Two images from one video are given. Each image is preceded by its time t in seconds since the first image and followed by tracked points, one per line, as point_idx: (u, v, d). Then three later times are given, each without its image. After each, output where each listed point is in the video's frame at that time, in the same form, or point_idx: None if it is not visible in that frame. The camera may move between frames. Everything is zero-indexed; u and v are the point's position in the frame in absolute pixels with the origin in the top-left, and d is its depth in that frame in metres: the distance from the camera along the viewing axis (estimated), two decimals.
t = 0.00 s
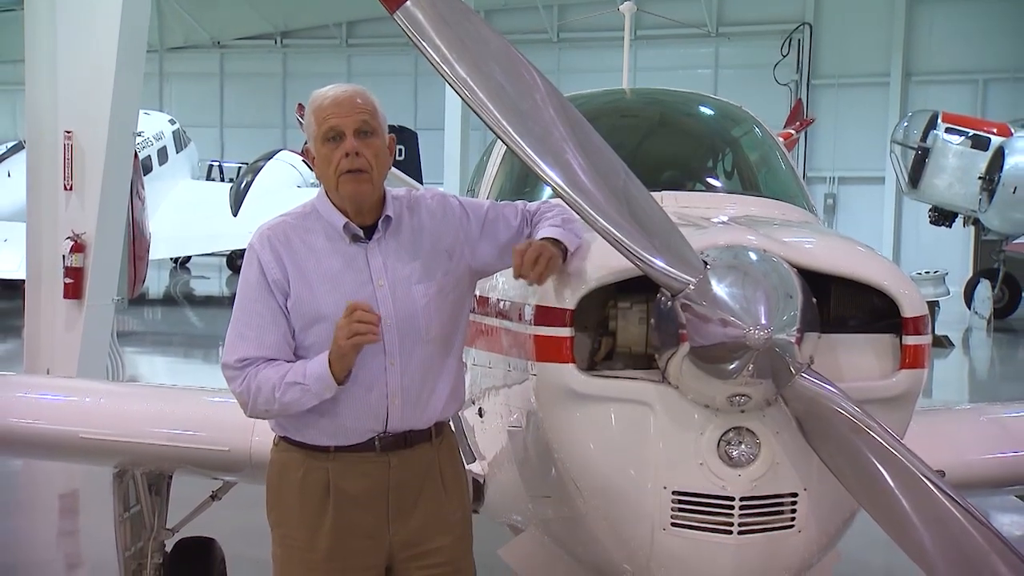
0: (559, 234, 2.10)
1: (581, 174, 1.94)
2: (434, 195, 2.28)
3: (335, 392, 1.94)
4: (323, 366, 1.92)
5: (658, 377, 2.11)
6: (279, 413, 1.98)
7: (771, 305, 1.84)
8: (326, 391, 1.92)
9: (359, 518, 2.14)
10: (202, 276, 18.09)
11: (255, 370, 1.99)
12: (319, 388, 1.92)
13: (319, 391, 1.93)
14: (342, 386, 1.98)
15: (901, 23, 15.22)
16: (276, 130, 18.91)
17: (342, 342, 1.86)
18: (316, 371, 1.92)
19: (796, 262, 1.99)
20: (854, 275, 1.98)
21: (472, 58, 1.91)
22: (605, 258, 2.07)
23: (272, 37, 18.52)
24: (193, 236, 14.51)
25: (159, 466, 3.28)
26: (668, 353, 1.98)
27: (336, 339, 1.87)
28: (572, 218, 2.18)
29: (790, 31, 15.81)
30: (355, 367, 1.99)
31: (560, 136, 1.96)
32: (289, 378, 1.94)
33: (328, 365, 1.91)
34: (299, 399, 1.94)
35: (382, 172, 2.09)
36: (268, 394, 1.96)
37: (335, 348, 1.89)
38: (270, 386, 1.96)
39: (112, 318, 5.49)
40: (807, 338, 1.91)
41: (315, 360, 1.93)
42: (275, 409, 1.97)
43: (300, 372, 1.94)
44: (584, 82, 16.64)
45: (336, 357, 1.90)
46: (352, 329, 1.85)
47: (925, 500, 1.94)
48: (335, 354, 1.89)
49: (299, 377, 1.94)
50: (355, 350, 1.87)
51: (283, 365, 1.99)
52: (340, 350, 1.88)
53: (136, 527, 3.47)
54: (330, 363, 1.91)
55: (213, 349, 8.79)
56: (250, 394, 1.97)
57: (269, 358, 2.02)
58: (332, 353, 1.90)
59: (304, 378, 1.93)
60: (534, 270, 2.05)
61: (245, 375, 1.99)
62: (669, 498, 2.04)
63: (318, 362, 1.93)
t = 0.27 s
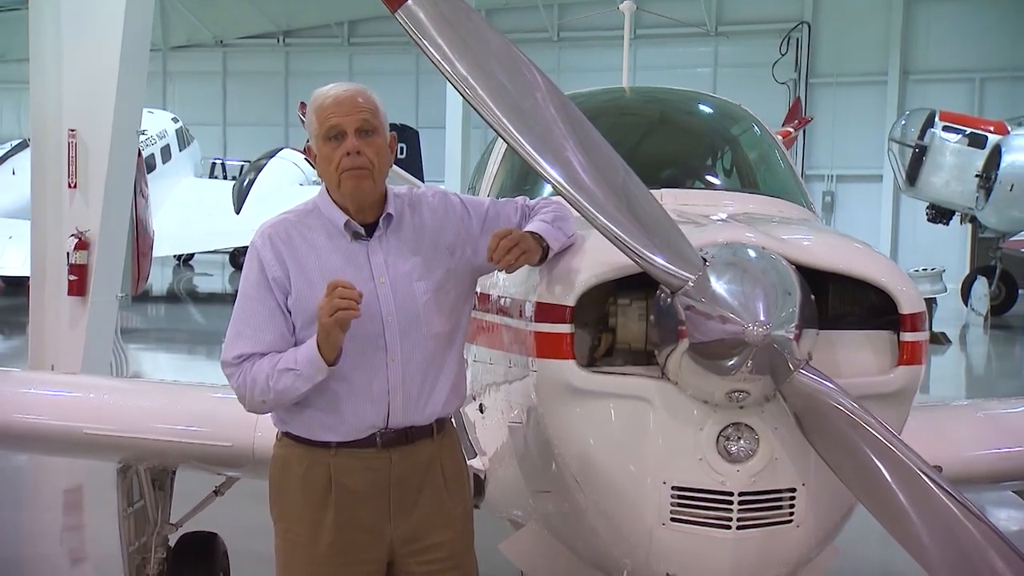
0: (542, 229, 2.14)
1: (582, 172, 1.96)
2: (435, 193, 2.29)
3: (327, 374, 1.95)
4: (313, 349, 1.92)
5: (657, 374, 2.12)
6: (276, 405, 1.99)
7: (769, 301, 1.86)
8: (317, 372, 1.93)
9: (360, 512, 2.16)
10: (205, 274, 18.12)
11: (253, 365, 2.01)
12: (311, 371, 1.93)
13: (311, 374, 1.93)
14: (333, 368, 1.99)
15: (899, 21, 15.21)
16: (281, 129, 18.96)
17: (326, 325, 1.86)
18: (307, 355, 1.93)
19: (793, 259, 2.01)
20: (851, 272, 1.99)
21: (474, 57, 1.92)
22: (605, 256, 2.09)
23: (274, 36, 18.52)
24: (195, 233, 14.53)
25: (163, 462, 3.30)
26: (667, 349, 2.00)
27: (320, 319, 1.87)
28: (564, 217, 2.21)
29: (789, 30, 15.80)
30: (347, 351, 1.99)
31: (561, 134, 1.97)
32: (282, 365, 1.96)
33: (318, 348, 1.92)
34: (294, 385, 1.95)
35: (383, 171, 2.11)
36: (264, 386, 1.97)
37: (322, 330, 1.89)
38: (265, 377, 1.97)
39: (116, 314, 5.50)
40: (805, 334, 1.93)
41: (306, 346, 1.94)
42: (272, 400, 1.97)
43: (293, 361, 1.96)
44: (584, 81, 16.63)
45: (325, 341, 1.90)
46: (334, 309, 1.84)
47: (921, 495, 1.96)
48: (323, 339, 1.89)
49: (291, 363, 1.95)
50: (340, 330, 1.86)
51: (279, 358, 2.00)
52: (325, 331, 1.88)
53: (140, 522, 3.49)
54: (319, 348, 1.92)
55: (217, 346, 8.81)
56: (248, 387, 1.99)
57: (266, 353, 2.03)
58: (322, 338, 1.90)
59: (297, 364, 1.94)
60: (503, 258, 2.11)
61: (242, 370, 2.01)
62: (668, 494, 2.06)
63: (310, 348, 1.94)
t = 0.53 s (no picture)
0: (545, 232, 2.15)
1: (582, 170, 1.98)
2: (437, 190, 2.31)
3: (326, 387, 1.96)
4: (315, 362, 1.94)
5: (657, 370, 2.14)
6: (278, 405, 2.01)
7: (768, 299, 1.87)
8: (317, 385, 1.94)
9: (362, 508, 2.18)
10: (207, 271, 18.14)
11: (255, 364, 2.02)
12: (311, 384, 1.94)
13: (311, 387, 1.94)
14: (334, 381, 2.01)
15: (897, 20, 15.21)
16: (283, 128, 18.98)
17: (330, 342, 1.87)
18: (309, 368, 1.94)
19: (791, 257, 2.02)
20: (848, 270, 2.01)
21: (475, 56, 1.94)
22: (605, 254, 2.11)
23: (276, 35, 18.53)
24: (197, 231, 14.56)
25: (166, 457, 3.32)
26: (666, 347, 2.01)
27: (324, 338, 1.88)
28: (565, 218, 2.22)
29: (787, 29, 15.81)
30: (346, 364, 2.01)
31: (561, 132, 1.99)
32: (283, 374, 1.97)
33: (319, 362, 1.93)
34: (294, 395, 1.96)
35: (386, 170, 2.12)
36: (265, 387, 1.99)
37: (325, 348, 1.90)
38: (267, 378, 1.99)
39: (120, 310, 5.53)
40: (804, 332, 1.94)
41: (307, 355, 1.96)
42: (273, 405, 1.99)
43: (294, 366, 1.97)
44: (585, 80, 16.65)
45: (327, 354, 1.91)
46: (336, 326, 1.85)
47: (918, 492, 1.98)
48: (325, 354, 1.91)
49: (292, 373, 1.96)
50: (341, 348, 1.87)
51: (281, 358, 2.02)
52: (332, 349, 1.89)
53: (145, 517, 3.51)
54: (321, 361, 1.93)
55: (221, 343, 8.82)
56: (251, 387, 2.01)
57: (269, 351, 2.05)
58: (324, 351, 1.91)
59: (298, 374, 1.95)
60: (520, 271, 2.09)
61: (246, 369, 2.03)
62: (668, 489, 2.08)
63: (311, 355, 1.95)
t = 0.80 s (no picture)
0: (547, 232, 2.16)
1: (582, 167, 2.00)
2: (438, 187, 2.33)
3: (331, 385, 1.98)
4: (319, 361, 1.95)
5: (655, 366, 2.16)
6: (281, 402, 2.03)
7: (767, 295, 1.88)
8: (323, 384, 1.96)
9: (364, 502, 2.20)
10: (210, 268, 18.17)
11: (259, 361, 2.04)
12: (316, 382, 1.96)
13: (316, 385, 1.96)
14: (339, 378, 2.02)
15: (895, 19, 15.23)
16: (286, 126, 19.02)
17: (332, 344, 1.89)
18: (313, 366, 1.96)
19: (790, 253, 2.04)
20: (845, 266, 2.02)
21: (475, 55, 1.95)
22: (605, 252, 2.12)
23: (279, 34, 18.55)
24: (197, 228, 14.59)
25: (170, 452, 3.34)
26: (666, 343, 2.02)
27: (329, 340, 1.89)
28: (566, 217, 2.24)
29: (785, 28, 15.83)
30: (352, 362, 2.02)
31: (561, 130, 2.01)
32: (288, 372, 1.99)
33: (324, 361, 1.95)
34: (298, 392, 1.98)
35: (388, 168, 2.14)
36: (270, 385, 2.01)
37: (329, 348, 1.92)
38: (271, 376, 2.01)
39: (124, 307, 5.55)
40: (803, 329, 1.96)
41: (312, 353, 1.97)
42: (278, 402, 2.01)
43: (298, 365, 1.99)
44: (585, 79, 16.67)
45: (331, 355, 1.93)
46: (340, 325, 1.87)
47: (916, 487, 2.00)
48: (329, 353, 1.92)
49: (297, 371, 1.98)
50: (346, 350, 1.88)
51: (284, 356, 2.04)
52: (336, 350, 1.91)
53: (148, 512, 3.54)
54: (325, 360, 1.95)
55: (224, 340, 8.84)
56: (255, 384, 2.03)
57: (272, 349, 2.07)
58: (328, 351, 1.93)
59: (302, 372, 1.97)
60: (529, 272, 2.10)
61: (250, 366, 2.04)
62: (666, 484, 2.10)
63: (315, 354, 1.97)
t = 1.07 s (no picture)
0: (547, 231, 2.17)
1: (581, 166, 2.02)
2: (439, 186, 2.34)
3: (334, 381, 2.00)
4: (322, 358, 1.97)
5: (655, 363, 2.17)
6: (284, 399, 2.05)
7: (765, 294, 1.90)
8: (325, 380, 1.98)
9: (365, 498, 2.22)
10: (212, 266, 18.18)
11: (262, 359, 2.06)
12: (319, 378, 1.98)
13: (319, 382, 1.98)
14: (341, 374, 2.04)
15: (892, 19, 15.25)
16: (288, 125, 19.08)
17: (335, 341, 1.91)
18: (316, 363, 1.98)
19: (788, 251, 2.05)
20: (842, 264, 2.04)
21: (476, 54, 1.97)
22: (604, 250, 2.14)
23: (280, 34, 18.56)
24: (199, 227, 14.61)
25: (173, 449, 3.36)
26: (665, 340, 2.04)
27: (331, 337, 1.91)
28: (567, 216, 2.25)
29: (783, 28, 15.83)
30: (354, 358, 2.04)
31: (561, 129, 2.03)
32: (291, 370, 2.01)
33: (326, 359, 1.96)
34: (301, 389, 2.00)
35: (390, 167, 2.16)
36: (273, 381, 2.03)
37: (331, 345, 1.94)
38: (274, 373, 2.03)
39: (126, 305, 5.57)
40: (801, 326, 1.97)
41: (314, 350, 1.99)
42: (280, 398, 2.03)
43: (301, 362, 2.01)
44: (585, 79, 16.67)
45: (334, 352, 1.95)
46: (342, 323, 1.89)
47: (912, 484, 2.02)
48: (331, 350, 1.94)
49: (300, 368, 2.00)
50: (348, 347, 1.90)
51: (287, 354, 2.05)
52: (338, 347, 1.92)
53: (151, 508, 3.56)
54: (327, 356, 1.97)
55: (226, 337, 8.86)
56: (258, 381, 2.04)
57: (275, 346, 2.08)
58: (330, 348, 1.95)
59: (305, 370, 1.99)
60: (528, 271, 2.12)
61: (253, 363, 2.06)
62: (665, 480, 2.12)
63: (317, 352, 1.99)
